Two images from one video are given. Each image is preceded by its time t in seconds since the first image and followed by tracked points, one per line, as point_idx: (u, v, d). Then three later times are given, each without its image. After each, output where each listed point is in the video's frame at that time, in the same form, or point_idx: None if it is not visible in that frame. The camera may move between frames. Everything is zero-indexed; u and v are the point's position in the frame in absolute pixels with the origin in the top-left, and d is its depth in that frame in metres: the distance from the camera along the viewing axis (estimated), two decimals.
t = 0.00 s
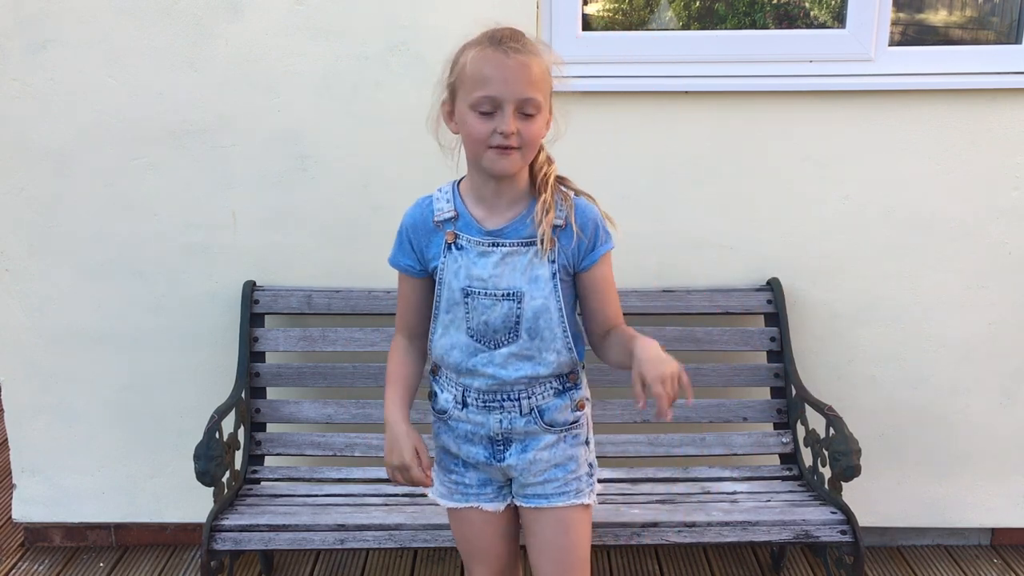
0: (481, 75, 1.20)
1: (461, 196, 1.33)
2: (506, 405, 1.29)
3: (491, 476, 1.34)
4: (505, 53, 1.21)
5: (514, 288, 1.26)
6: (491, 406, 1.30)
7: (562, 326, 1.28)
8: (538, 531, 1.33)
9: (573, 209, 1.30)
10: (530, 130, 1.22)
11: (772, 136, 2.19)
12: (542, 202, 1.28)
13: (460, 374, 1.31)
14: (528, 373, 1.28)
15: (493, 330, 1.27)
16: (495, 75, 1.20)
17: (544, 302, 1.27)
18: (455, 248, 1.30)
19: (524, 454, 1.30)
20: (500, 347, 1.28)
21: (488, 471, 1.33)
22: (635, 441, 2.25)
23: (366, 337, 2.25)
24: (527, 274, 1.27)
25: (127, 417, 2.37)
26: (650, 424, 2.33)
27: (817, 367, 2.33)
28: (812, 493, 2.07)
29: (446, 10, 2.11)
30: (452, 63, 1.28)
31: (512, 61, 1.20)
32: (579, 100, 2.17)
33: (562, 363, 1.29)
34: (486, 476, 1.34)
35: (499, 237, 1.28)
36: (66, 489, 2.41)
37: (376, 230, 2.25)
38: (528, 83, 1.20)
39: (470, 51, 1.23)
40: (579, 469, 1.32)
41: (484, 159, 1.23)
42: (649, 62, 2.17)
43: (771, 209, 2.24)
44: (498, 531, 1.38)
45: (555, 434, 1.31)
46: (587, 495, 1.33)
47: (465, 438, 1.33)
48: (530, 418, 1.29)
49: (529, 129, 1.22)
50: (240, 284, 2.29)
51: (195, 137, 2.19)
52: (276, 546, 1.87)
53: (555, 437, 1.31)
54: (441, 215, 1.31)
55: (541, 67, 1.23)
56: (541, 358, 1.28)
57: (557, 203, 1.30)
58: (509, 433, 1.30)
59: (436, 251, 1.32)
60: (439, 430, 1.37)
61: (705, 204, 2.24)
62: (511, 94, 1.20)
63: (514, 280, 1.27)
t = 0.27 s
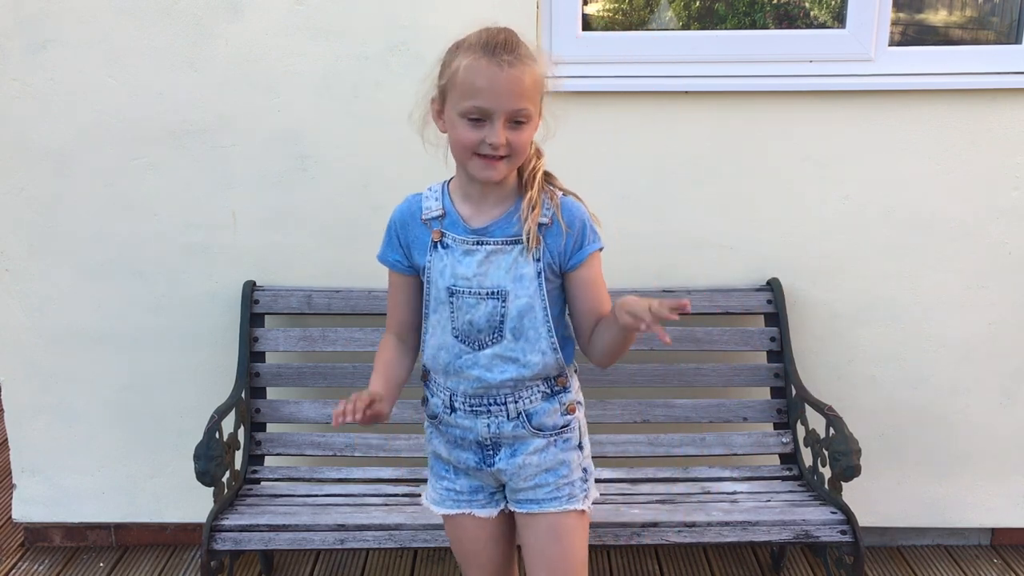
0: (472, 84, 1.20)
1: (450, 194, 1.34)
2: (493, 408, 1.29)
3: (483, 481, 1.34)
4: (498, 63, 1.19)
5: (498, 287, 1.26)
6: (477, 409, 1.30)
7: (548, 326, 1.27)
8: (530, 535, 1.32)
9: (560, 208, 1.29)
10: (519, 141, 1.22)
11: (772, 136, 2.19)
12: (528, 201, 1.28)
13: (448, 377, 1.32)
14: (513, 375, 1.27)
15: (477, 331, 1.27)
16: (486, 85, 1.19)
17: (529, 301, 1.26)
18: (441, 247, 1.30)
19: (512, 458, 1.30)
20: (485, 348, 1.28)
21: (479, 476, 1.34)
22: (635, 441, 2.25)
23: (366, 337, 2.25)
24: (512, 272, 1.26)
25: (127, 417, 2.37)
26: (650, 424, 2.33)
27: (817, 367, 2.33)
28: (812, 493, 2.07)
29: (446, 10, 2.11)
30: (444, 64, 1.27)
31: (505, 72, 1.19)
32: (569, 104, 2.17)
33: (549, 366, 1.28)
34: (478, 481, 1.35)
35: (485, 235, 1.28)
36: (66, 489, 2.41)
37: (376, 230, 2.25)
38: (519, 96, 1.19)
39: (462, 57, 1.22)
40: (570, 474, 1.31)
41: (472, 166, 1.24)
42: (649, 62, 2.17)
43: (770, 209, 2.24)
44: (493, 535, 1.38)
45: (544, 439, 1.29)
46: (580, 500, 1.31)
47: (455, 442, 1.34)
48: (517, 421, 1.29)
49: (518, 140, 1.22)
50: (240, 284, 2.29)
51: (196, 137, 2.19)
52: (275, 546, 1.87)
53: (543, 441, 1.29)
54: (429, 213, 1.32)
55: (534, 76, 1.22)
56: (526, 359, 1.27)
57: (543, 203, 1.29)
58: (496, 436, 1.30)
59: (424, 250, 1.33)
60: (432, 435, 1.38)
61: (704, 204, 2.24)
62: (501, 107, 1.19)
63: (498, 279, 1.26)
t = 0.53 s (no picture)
0: (454, 83, 1.19)
1: (433, 199, 1.34)
2: (487, 414, 1.29)
3: (481, 487, 1.35)
4: (481, 60, 1.19)
5: (487, 293, 1.26)
6: (471, 416, 1.30)
7: (537, 331, 1.27)
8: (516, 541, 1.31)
9: (548, 212, 1.29)
10: (502, 140, 1.21)
11: (772, 136, 2.19)
12: (515, 204, 1.28)
13: (441, 385, 1.33)
14: (505, 381, 1.27)
15: (468, 338, 1.27)
16: (469, 83, 1.19)
17: (518, 305, 1.26)
18: (427, 254, 1.30)
19: (508, 462, 1.30)
20: (476, 354, 1.28)
21: (477, 482, 1.34)
22: (635, 441, 2.25)
23: (366, 337, 2.25)
24: (499, 277, 1.26)
25: (127, 417, 2.37)
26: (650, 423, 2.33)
27: (817, 367, 2.34)
28: (812, 493, 2.07)
29: (446, 10, 2.11)
30: (427, 64, 1.27)
31: (487, 69, 1.19)
32: (554, 107, 2.17)
33: (542, 371, 1.28)
34: (477, 488, 1.35)
35: (472, 241, 1.28)
36: (66, 489, 2.41)
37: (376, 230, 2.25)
38: (502, 93, 1.19)
39: (444, 55, 1.22)
40: (567, 478, 1.31)
41: (455, 166, 1.23)
42: (649, 62, 2.17)
43: (770, 209, 2.24)
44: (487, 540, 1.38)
45: (540, 443, 1.29)
46: (574, 507, 1.31)
47: (450, 450, 1.34)
48: (511, 427, 1.29)
49: (501, 139, 1.21)
50: (240, 284, 2.29)
51: (196, 137, 2.19)
52: (276, 546, 1.87)
53: (539, 445, 1.29)
54: (413, 220, 1.32)
55: (517, 74, 1.22)
56: (517, 365, 1.27)
57: (530, 207, 1.29)
58: (492, 442, 1.30)
59: (410, 258, 1.33)
60: (428, 444, 1.38)
61: (705, 204, 2.24)
62: (484, 105, 1.19)
63: (487, 285, 1.26)
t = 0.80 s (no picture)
0: (455, 93, 1.18)
1: (434, 211, 1.33)
2: (496, 427, 1.29)
3: (490, 499, 1.35)
4: (480, 68, 1.18)
5: (493, 306, 1.25)
6: (480, 429, 1.30)
7: (545, 343, 1.27)
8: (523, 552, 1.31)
9: (554, 221, 1.28)
10: (505, 149, 1.20)
11: (772, 136, 2.19)
12: (520, 215, 1.27)
13: (448, 399, 1.32)
14: (514, 394, 1.27)
15: (475, 352, 1.27)
16: (470, 92, 1.17)
17: (525, 318, 1.25)
18: (430, 267, 1.29)
19: (518, 473, 1.30)
20: (483, 368, 1.27)
21: (487, 495, 1.34)
22: (635, 441, 2.25)
23: (366, 337, 2.25)
24: (506, 290, 1.26)
25: (127, 417, 2.37)
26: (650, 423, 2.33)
27: (817, 367, 2.34)
28: (812, 493, 2.07)
29: (446, 10, 2.11)
30: (426, 74, 1.26)
31: (488, 77, 1.18)
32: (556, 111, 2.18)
33: (550, 382, 1.28)
34: (486, 501, 1.35)
35: (476, 253, 1.27)
36: (66, 489, 2.41)
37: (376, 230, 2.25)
38: (503, 101, 1.18)
39: (444, 64, 1.21)
40: (576, 485, 1.31)
41: (459, 178, 1.21)
42: (649, 62, 2.17)
43: (770, 209, 2.24)
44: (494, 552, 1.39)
45: (550, 455, 1.30)
46: (583, 516, 1.31)
47: (458, 464, 1.34)
48: (520, 440, 1.29)
49: (504, 148, 1.20)
50: (240, 284, 2.29)
51: (196, 137, 2.19)
52: (276, 546, 1.87)
53: (549, 456, 1.29)
54: (414, 231, 1.31)
55: (518, 81, 1.21)
56: (524, 377, 1.27)
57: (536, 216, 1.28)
58: (501, 455, 1.30)
59: (412, 270, 1.32)
60: (435, 456, 1.38)
61: (705, 204, 2.24)
62: (486, 113, 1.18)
63: (494, 298, 1.25)
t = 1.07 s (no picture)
0: (472, 115, 1.13)
1: (456, 233, 1.27)
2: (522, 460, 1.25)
3: (510, 531, 1.30)
4: (497, 87, 1.13)
5: (523, 335, 1.20)
6: (505, 462, 1.25)
7: (576, 373, 1.22)
8: None
9: (582, 240, 1.24)
10: (528, 172, 1.15)
11: (772, 136, 2.19)
12: (545, 237, 1.22)
13: (471, 429, 1.27)
14: (542, 427, 1.22)
15: (502, 383, 1.21)
16: (488, 113, 1.12)
17: (556, 348, 1.20)
18: (455, 293, 1.24)
19: (543, 506, 1.26)
20: (511, 401, 1.22)
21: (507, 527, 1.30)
22: (634, 441, 2.25)
23: (366, 337, 2.25)
24: (535, 317, 1.21)
25: (127, 417, 2.37)
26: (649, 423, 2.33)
27: (817, 367, 2.34)
28: (812, 493, 2.07)
29: (446, 11, 2.11)
30: (439, 93, 1.21)
31: (506, 98, 1.12)
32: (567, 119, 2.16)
33: (580, 414, 1.24)
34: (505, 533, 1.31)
35: (503, 280, 1.22)
36: (66, 488, 2.41)
37: (376, 230, 2.25)
38: (523, 122, 1.12)
39: (458, 83, 1.15)
40: (603, 518, 1.27)
41: (481, 203, 1.17)
42: (648, 62, 2.17)
43: (770, 209, 2.24)
44: None
45: (577, 488, 1.25)
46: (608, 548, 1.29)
47: (480, 496, 1.29)
48: (548, 473, 1.24)
49: (526, 171, 1.15)
50: (240, 284, 2.29)
51: (196, 137, 2.19)
52: (276, 545, 1.87)
53: (576, 490, 1.25)
54: (435, 255, 1.25)
55: (538, 100, 1.15)
56: (554, 410, 1.22)
57: (564, 237, 1.23)
58: (525, 488, 1.25)
59: (433, 297, 1.26)
60: (454, 485, 1.33)
61: (704, 204, 2.24)
62: (506, 135, 1.12)
63: (523, 327, 1.20)
